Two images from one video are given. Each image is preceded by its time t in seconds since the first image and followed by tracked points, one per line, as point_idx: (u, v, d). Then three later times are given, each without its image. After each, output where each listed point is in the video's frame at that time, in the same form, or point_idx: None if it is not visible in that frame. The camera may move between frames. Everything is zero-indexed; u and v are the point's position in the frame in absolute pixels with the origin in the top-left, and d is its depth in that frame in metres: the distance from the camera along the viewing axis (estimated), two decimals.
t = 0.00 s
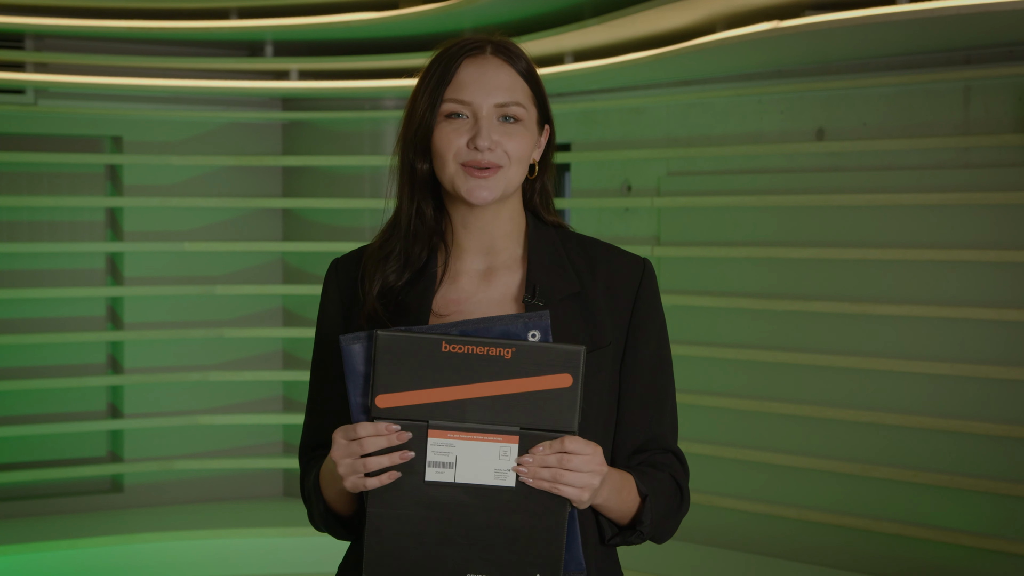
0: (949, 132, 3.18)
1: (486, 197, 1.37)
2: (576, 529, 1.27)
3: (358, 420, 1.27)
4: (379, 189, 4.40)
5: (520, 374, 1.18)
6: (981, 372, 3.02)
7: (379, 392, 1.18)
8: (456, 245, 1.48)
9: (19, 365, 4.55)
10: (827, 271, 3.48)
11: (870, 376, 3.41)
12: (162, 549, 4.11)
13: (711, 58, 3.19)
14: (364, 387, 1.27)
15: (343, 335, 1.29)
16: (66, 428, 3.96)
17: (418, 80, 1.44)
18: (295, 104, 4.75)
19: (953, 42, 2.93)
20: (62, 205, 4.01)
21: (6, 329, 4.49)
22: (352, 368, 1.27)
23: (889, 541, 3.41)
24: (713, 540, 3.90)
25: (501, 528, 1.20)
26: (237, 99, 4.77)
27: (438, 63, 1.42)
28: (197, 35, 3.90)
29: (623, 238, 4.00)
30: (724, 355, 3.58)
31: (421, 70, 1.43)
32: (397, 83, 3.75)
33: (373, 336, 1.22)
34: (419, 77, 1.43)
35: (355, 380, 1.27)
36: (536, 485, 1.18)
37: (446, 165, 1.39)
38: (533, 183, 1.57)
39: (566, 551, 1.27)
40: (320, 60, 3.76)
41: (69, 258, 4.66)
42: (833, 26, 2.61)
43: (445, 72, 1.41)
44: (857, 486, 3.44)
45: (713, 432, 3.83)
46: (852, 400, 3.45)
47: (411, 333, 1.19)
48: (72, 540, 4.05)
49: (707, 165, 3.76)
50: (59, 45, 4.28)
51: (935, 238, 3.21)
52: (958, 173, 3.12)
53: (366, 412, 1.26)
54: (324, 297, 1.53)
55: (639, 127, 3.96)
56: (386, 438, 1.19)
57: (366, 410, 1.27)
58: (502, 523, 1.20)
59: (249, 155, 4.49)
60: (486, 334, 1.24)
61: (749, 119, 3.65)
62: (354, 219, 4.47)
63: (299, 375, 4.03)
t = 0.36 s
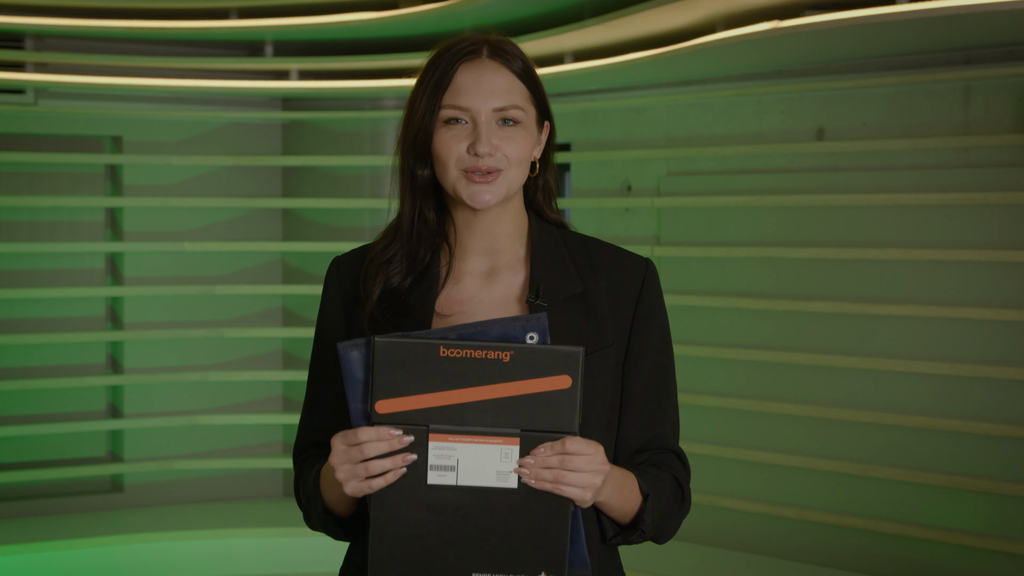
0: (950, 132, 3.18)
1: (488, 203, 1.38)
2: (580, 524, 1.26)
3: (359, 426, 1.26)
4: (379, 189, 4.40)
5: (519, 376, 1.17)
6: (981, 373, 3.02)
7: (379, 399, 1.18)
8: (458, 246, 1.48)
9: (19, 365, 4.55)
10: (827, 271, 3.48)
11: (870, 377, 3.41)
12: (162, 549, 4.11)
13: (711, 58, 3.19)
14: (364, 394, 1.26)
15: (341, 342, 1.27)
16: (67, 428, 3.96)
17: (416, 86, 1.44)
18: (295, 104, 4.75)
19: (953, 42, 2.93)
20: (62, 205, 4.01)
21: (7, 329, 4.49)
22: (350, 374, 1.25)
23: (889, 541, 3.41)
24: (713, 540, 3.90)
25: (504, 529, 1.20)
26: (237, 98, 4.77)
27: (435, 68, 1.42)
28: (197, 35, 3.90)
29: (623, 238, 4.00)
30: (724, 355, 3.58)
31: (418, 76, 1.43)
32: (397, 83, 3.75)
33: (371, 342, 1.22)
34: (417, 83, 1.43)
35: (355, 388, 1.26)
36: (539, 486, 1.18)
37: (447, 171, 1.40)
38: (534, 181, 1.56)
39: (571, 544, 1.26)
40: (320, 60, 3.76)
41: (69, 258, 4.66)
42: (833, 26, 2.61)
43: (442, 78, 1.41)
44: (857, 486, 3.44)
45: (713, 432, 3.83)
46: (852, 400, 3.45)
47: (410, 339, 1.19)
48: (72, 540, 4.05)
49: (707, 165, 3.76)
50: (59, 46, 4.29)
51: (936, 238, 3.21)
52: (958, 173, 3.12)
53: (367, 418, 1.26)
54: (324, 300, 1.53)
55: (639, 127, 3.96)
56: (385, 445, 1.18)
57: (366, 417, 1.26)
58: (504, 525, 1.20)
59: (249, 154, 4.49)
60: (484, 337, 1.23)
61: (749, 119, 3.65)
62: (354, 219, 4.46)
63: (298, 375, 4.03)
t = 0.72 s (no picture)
0: (950, 132, 3.18)
1: (485, 211, 1.39)
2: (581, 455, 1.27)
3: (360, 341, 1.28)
4: (379, 189, 4.40)
5: (525, 294, 1.17)
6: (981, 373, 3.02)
7: (381, 313, 1.18)
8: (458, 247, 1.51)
9: (18, 365, 4.55)
10: (827, 271, 3.48)
11: (870, 377, 3.41)
12: (162, 548, 4.11)
13: (711, 58, 3.19)
14: (366, 310, 1.28)
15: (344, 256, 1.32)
16: (67, 427, 3.96)
17: (416, 90, 1.44)
18: (295, 104, 4.75)
19: (953, 42, 2.93)
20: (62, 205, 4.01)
21: (6, 329, 4.49)
22: (355, 288, 1.29)
23: (889, 541, 3.41)
24: (712, 540, 3.90)
25: (504, 453, 1.20)
26: (238, 99, 4.77)
27: (434, 72, 1.41)
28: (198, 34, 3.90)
29: (623, 238, 4.00)
30: (724, 355, 3.58)
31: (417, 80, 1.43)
32: (397, 83, 3.75)
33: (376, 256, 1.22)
34: (416, 87, 1.43)
35: (357, 301, 1.29)
36: (542, 409, 1.17)
37: (444, 177, 1.40)
38: (533, 181, 1.56)
39: (573, 480, 1.26)
40: (320, 60, 3.76)
41: (69, 258, 4.66)
42: (833, 26, 2.61)
43: (440, 84, 1.40)
44: (857, 485, 3.44)
45: (713, 431, 3.83)
46: (852, 401, 3.45)
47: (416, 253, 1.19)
48: (72, 540, 4.05)
49: (707, 165, 3.76)
50: (60, 45, 4.29)
51: (936, 237, 3.21)
52: (957, 173, 3.12)
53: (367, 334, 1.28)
54: (324, 297, 1.50)
55: (639, 127, 3.96)
56: (386, 362, 1.17)
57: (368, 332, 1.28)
58: (505, 450, 1.20)
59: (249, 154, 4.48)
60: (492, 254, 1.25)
61: (749, 119, 3.65)
62: (354, 219, 4.47)
63: (298, 375, 4.03)
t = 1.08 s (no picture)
0: (950, 132, 3.18)
1: (486, 200, 1.37)
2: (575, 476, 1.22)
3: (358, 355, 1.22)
4: (379, 189, 4.40)
5: (524, 309, 1.14)
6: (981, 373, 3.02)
7: (378, 325, 1.15)
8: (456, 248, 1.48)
9: (19, 365, 4.55)
10: (828, 271, 3.48)
11: (871, 377, 3.40)
12: (163, 548, 4.11)
13: (711, 58, 3.19)
14: (365, 322, 1.22)
15: (343, 267, 1.25)
16: (67, 427, 3.96)
17: (413, 85, 1.44)
18: (295, 104, 4.75)
19: (953, 43, 2.93)
20: (62, 205, 4.01)
21: (7, 329, 4.49)
22: (353, 300, 1.23)
23: (889, 541, 3.40)
24: (712, 540, 3.90)
25: (500, 471, 1.16)
26: (238, 99, 4.78)
27: (432, 66, 1.43)
28: (198, 35, 3.89)
29: (623, 238, 4.00)
30: (724, 355, 3.58)
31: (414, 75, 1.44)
32: (397, 83, 3.75)
33: (375, 267, 1.19)
34: (414, 82, 1.44)
35: (356, 315, 1.23)
36: (536, 426, 1.13)
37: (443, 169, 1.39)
38: (531, 181, 1.56)
39: (565, 498, 1.21)
40: (320, 60, 3.75)
41: (69, 258, 4.66)
42: (833, 27, 2.61)
43: (437, 75, 1.41)
44: (857, 486, 3.44)
45: (713, 431, 3.82)
46: (853, 401, 3.45)
47: (415, 265, 1.16)
48: (72, 540, 4.05)
49: (707, 164, 3.76)
50: (60, 45, 4.29)
51: (937, 237, 3.21)
52: (958, 173, 3.12)
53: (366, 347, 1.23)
54: (321, 291, 1.48)
55: (640, 127, 3.95)
56: (382, 374, 1.14)
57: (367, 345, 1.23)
58: (501, 467, 1.16)
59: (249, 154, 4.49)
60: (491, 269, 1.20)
61: (750, 119, 3.65)
62: (355, 219, 4.46)
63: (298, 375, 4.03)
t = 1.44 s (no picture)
0: (950, 132, 3.18)
1: (489, 195, 1.37)
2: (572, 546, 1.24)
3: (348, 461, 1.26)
4: (379, 188, 4.40)
5: (504, 409, 1.17)
6: (981, 372, 3.02)
7: (364, 435, 1.19)
8: (460, 247, 1.48)
9: (19, 365, 4.55)
10: (828, 271, 3.48)
11: (871, 377, 3.41)
12: (164, 548, 4.11)
13: (711, 59, 3.19)
14: (352, 429, 1.26)
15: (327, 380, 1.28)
16: (68, 428, 3.96)
17: (413, 84, 1.45)
18: (295, 104, 4.76)
19: (953, 42, 2.93)
20: (62, 206, 4.01)
21: (7, 330, 4.49)
22: (338, 411, 1.26)
23: (889, 541, 3.41)
24: (712, 540, 3.90)
25: (497, 557, 1.20)
26: (238, 98, 4.78)
27: (431, 63, 1.43)
28: (198, 35, 3.89)
29: (623, 238, 4.00)
30: (724, 355, 3.58)
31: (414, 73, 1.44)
32: (397, 83, 3.75)
33: (357, 378, 1.22)
34: (413, 80, 1.44)
35: (342, 423, 1.26)
36: (529, 516, 1.17)
37: (444, 164, 1.39)
38: (534, 182, 1.57)
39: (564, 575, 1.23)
40: (320, 60, 3.75)
41: (70, 258, 4.66)
42: (833, 27, 2.61)
43: (437, 72, 1.42)
44: (856, 486, 3.45)
45: (713, 431, 3.83)
46: (853, 401, 3.45)
47: (393, 375, 1.18)
48: (72, 540, 4.05)
49: (707, 165, 3.76)
50: (60, 46, 4.29)
51: (937, 238, 3.21)
52: (957, 173, 3.12)
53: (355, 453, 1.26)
54: (328, 300, 1.54)
55: (640, 127, 3.95)
56: (377, 479, 1.18)
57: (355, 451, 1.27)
58: (498, 554, 1.19)
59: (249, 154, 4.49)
60: (469, 369, 1.22)
61: (749, 119, 3.65)
62: (355, 219, 4.47)
63: (298, 375, 4.03)
